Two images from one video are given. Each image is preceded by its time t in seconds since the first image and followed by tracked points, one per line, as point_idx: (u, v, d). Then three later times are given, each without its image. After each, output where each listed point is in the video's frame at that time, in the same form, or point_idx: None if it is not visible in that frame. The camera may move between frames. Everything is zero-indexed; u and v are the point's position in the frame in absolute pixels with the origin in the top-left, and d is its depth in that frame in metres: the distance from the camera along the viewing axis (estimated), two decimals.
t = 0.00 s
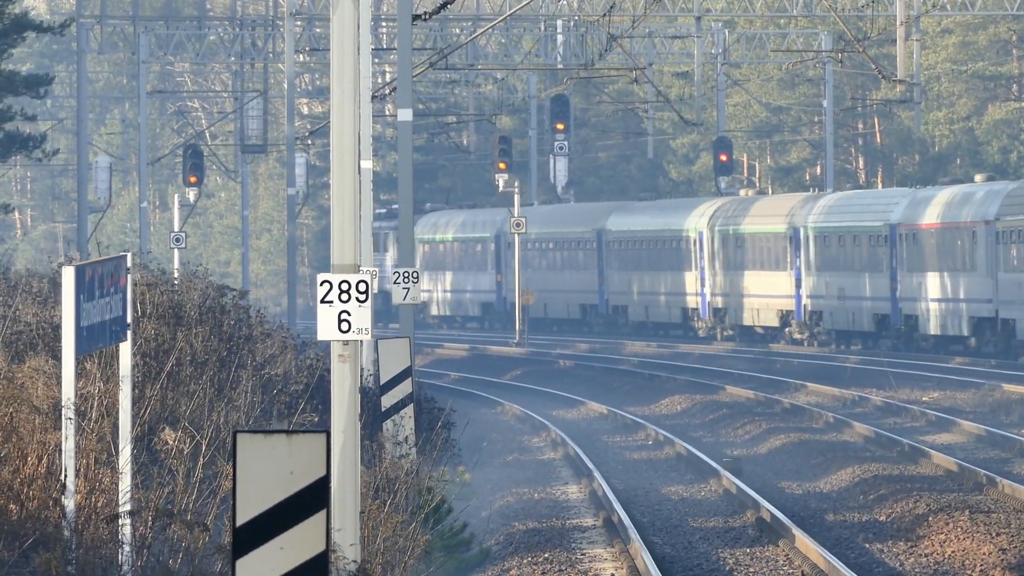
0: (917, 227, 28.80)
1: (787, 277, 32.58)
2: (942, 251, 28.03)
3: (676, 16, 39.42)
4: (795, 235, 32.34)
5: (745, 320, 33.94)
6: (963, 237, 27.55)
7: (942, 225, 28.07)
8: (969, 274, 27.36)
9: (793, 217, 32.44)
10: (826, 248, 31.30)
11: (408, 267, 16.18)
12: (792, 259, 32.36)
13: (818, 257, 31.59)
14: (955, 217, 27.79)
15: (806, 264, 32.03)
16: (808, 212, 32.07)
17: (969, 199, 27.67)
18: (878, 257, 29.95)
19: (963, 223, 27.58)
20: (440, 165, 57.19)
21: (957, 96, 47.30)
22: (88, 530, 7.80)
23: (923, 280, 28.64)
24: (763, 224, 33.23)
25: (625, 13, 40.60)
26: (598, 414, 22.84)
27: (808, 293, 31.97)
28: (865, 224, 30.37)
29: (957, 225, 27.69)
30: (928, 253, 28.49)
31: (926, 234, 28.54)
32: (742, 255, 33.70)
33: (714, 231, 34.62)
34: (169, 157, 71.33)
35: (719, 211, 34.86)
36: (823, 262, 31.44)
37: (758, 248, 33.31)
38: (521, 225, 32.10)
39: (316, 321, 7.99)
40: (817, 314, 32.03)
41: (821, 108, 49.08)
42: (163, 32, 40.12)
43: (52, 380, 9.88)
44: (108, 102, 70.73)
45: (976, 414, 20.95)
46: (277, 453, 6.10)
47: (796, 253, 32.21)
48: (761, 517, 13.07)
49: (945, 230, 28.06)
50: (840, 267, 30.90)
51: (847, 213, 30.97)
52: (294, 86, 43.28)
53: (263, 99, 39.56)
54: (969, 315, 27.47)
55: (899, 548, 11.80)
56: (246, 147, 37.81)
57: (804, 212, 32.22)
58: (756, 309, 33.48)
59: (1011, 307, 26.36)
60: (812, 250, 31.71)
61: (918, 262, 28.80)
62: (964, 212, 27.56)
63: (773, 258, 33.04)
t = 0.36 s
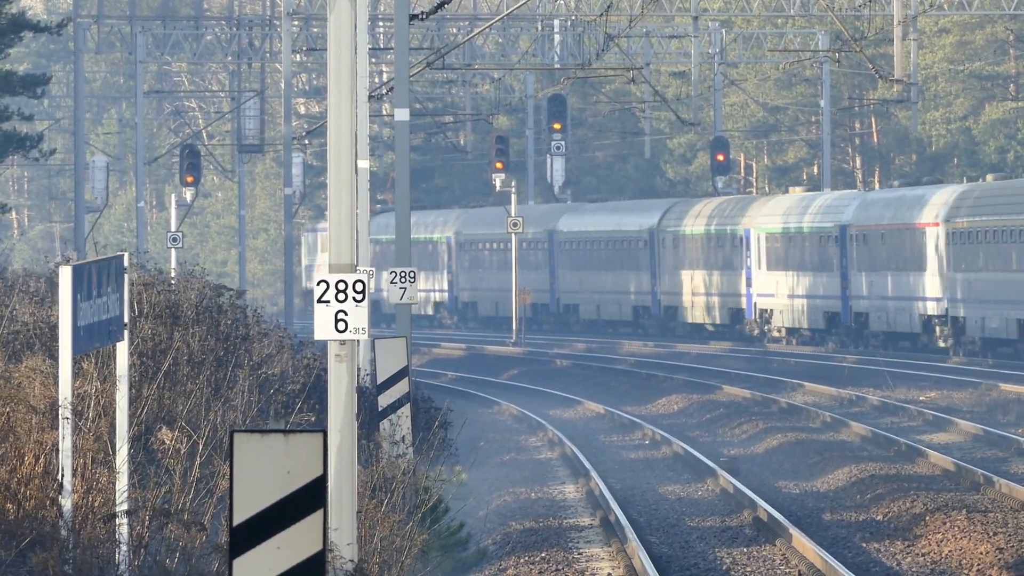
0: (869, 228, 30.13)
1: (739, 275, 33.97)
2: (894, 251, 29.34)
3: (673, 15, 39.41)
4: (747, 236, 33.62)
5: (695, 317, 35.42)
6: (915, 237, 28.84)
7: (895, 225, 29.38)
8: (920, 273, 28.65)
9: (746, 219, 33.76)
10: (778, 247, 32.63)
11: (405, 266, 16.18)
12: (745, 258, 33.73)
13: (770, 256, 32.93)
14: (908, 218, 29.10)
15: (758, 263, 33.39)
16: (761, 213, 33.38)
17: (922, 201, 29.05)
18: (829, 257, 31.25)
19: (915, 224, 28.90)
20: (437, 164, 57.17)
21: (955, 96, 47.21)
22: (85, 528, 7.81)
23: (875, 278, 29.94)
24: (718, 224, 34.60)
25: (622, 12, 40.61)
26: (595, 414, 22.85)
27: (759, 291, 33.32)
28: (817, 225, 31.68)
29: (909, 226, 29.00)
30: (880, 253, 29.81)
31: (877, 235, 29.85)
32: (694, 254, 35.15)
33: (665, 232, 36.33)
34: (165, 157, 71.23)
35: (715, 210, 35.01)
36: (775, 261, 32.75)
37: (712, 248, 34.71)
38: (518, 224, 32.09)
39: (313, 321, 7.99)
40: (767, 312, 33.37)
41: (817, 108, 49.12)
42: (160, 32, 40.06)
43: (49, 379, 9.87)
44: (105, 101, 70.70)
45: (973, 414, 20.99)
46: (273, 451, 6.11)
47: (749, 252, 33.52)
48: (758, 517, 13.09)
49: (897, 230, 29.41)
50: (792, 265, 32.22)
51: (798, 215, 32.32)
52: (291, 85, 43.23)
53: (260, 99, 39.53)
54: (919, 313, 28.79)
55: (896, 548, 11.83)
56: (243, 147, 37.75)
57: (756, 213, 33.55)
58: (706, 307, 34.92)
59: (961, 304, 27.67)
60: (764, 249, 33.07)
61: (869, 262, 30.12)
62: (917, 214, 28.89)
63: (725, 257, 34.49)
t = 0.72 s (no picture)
0: (821, 229, 31.08)
1: (692, 274, 35.22)
2: (845, 251, 30.24)
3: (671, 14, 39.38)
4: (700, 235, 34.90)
5: (649, 314, 36.63)
6: (867, 238, 29.69)
7: (847, 226, 30.24)
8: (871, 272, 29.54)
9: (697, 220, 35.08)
10: (730, 247, 33.74)
11: (403, 265, 16.19)
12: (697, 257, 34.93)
13: (721, 256, 34.10)
14: (859, 220, 29.99)
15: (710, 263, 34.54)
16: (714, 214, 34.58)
17: (874, 203, 29.92)
18: (781, 256, 32.31)
19: (867, 225, 29.76)
20: (436, 163, 57.15)
21: (954, 95, 47.18)
22: (84, 526, 7.82)
23: (826, 277, 30.86)
24: (670, 223, 36.02)
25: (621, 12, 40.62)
26: (594, 413, 22.83)
27: (711, 288, 34.46)
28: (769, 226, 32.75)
29: (861, 227, 29.87)
30: (832, 253, 30.73)
31: (829, 235, 30.76)
32: (647, 254, 36.46)
33: (618, 232, 37.53)
34: (164, 156, 71.14)
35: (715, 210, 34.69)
36: (728, 260, 33.85)
37: (664, 247, 36.04)
38: (516, 223, 32.09)
39: (312, 319, 8.00)
40: (720, 310, 34.50)
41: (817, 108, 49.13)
42: (159, 31, 40.01)
43: (48, 377, 9.87)
44: (104, 100, 70.66)
45: (972, 413, 21.01)
46: (274, 450, 6.12)
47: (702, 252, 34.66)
48: (757, 515, 13.10)
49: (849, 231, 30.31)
50: (744, 264, 33.35)
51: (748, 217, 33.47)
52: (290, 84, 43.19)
53: (259, 98, 39.51)
54: (873, 309, 29.63)
55: (895, 546, 11.85)
56: (242, 146, 37.72)
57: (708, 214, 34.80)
58: (659, 304, 36.16)
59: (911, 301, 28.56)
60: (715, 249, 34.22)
61: (821, 261, 31.08)
62: (869, 215, 29.76)
63: (677, 256, 35.83)
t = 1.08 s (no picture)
0: (777, 227, 32.24)
1: (646, 271, 36.35)
2: (801, 248, 31.35)
3: (675, 11, 39.34)
4: (657, 233, 36.19)
5: (605, 308, 37.80)
6: (824, 235, 30.76)
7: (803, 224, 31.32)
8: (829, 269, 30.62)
9: (654, 218, 36.38)
10: (688, 244, 34.98)
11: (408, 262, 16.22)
12: (653, 255, 36.19)
13: (679, 254, 35.42)
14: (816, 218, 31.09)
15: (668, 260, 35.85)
16: (672, 213, 35.97)
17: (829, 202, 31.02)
18: (739, 254, 33.51)
19: (824, 223, 30.85)
20: (440, 161, 57.13)
21: (957, 92, 47.12)
22: (88, 524, 7.80)
23: (782, 274, 31.96)
24: (627, 222, 37.10)
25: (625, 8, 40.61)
26: (598, 410, 22.83)
27: (668, 286, 35.82)
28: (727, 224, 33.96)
29: (818, 226, 30.95)
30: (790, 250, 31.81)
31: (785, 232, 31.87)
32: (604, 251, 37.51)
33: (576, 229, 38.44)
34: (168, 153, 71.16)
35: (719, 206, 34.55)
36: (685, 257, 35.17)
37: (622, 245, 37.09)
38: (520, 220, 32.08)
39: (316, 317, 8.05)
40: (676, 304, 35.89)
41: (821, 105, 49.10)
42: (163, 28, 39.97)
43: (53, 375, 9.84)
44: (108, 97, 70.67)
45: (976, 410, 20.99)
46: (278, 446, 6.11)
47: (658, 250, 36.00)
48: (761, 513, 13.08)
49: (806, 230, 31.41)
50: (702, 262, 34.65)
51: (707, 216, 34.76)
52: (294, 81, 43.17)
53: (262, 95, 39.51)
54: (829, 304, 30.68)
55: (899, 544, 11.83)
56: (246, 143, 37.71)
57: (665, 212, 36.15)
58: (616, 299, 37.29)
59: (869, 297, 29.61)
60: (674, 247, 35.52)
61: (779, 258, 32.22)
62: (825, 214, 30.83)
63: (634, 254, 36.85)
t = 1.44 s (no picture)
0: (736, 226, 33.64)
1: (607, 269, 37.73)
2: (761, 245, 32.83)
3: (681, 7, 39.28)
4: (617, 230, 37.49)
5: (566, 304, 39.36)
6: (782, 233, 32.20)
7: (762, 222, 32.80)
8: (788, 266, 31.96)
9: (614, 216, 37.67)
10: (650, 241, 36.43)
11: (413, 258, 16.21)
12: (612, 252, 37.51)
13: (639, 251, 36.80)
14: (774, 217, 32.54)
15: (628, 257, 37.19)
16: (632, 212, 37.32)
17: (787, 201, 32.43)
18: (699, 250, 34.96)
19: (782, 222, 32.21)
20: (445, 158, 57.10)
21: (963, 88, 47.10)
22: (93, 520, 7.82)
23: (742, 271, 33.49)
24: (587, 221, 38.41)
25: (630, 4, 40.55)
26: (603, 407, 22.82)
27: (628, 282, 37.19)
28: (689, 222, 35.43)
29: (775, 224, 32.41)
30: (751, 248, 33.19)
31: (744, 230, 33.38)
32: (566, 249, 39.01)
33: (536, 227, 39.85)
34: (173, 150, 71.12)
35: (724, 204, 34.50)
36: (647, 254, 36.57)
37: (581, 243, 38.51)
38: (526, 217, 32.07)
39: (321, 314, 8.00)
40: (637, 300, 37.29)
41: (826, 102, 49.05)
42: (168, 25, 39.93)
43: (58, 372, 9.84)
44: (114, 95, 70.73)
45: (981, 407, 20.95)
46: (283, 442, 6.11)
47: (618, 247, 37.33)
48: (767, 509, 13.08)
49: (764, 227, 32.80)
50: (663, 259, 36.10)
51: (669, 214, 36.29)
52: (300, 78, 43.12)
53: (268, 92, 39.47)
54: (786, 299, 32.18)
55: (905, 540, 11.82)
56: (251, 140, 37.68)
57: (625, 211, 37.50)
58: (576, 296, 38.84)
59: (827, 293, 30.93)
60: (634, 244, 36.88)
61: (739, 255, 33.61)
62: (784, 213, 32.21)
63: (594, 252, 38.24)
